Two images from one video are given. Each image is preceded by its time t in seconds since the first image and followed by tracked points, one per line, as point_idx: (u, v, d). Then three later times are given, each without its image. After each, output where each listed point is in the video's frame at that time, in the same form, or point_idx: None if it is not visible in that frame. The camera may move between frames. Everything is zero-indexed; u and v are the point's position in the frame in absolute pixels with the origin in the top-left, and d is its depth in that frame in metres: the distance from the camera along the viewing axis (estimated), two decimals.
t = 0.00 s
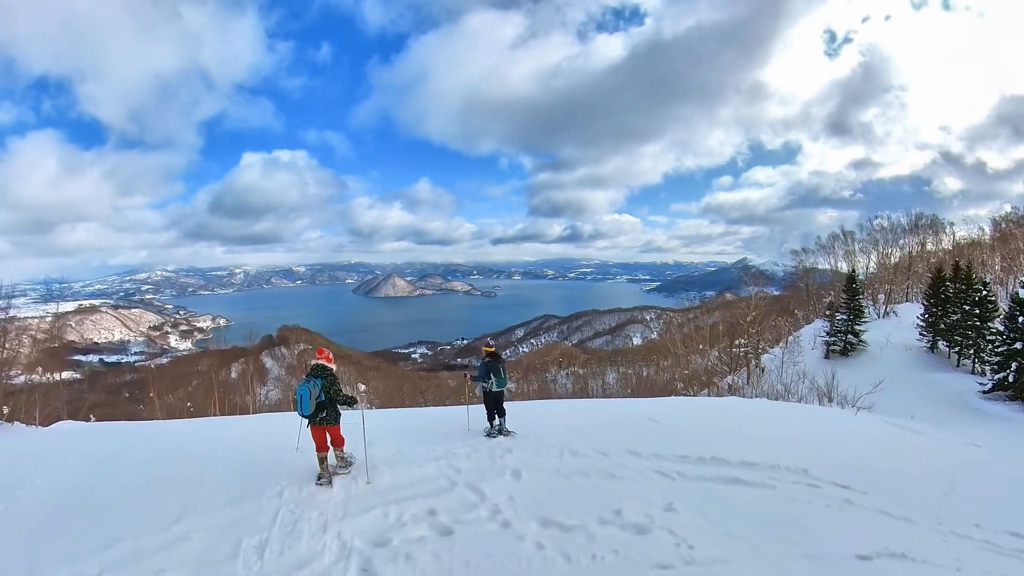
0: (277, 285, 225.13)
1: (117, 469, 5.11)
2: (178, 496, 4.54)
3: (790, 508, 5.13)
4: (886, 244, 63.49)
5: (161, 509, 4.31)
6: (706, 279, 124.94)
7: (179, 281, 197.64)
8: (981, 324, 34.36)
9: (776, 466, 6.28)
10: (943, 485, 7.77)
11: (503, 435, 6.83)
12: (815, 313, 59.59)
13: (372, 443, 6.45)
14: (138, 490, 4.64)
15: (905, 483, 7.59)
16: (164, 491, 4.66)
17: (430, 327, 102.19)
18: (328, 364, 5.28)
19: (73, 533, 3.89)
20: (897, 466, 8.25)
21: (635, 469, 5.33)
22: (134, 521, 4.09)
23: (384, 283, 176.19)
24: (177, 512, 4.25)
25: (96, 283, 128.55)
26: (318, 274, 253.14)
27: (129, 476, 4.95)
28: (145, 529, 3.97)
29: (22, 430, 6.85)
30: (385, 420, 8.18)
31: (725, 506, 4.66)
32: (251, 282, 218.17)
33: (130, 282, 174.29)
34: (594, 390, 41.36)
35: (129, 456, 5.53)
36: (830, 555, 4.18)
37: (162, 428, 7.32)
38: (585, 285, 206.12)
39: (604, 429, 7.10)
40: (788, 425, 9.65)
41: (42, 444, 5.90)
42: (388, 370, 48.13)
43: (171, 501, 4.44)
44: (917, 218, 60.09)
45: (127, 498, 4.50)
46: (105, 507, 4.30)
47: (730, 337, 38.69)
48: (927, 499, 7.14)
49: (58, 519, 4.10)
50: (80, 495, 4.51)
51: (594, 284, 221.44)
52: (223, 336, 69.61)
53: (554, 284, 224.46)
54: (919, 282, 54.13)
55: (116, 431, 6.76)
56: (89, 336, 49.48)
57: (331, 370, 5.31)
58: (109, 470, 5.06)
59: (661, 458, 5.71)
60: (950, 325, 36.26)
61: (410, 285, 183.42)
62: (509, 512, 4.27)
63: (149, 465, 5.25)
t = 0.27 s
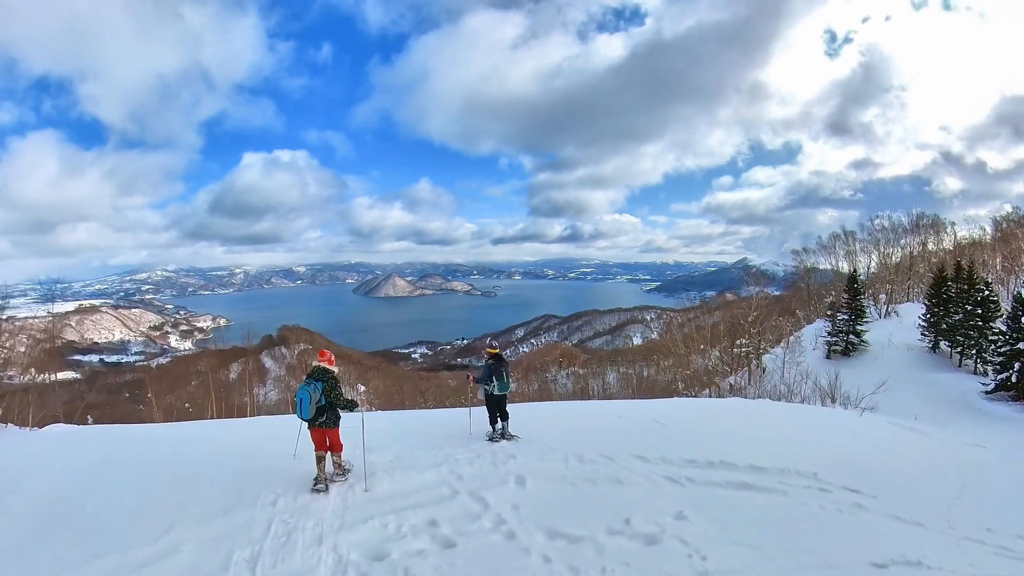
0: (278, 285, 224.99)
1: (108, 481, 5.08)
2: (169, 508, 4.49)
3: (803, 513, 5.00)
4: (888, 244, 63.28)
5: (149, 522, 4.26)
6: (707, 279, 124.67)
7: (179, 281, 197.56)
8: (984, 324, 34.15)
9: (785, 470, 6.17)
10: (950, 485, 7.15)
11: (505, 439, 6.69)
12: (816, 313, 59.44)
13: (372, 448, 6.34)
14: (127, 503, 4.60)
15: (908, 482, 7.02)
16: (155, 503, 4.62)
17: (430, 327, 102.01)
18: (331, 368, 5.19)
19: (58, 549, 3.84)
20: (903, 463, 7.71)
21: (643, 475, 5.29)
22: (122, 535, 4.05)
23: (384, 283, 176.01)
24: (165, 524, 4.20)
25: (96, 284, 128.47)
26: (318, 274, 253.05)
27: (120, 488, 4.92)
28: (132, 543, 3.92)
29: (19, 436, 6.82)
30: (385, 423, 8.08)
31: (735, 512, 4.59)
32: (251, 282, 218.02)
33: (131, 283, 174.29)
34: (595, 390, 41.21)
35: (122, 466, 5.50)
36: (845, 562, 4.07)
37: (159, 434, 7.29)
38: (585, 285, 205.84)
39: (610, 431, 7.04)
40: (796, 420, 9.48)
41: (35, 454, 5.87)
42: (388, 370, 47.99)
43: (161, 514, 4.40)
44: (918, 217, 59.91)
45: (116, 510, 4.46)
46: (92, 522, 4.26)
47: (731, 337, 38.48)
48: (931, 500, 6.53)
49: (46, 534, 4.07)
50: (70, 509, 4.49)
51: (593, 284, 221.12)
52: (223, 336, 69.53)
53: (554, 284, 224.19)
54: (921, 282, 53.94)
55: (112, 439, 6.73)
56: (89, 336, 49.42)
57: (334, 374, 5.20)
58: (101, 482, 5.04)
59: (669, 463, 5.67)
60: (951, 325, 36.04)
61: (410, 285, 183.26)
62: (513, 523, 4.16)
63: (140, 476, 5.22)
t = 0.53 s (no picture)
0: (278, 285, 224.90)
1: (100, 491, 5.10)
2: (162, 520, 4.53)
3: (811, 518, 4.99)
4: (889, 244, 63.12)
5: (141, 535, 4.28)
6: (707, 279, 124.37)
7: (179, 281, 197.53)
8: (986, 324, 34.01)
9: (792, 473, 6.12)
10: (957, 488, 6.70)
11: (509, 444, 6.58)
12: (817, 313, 59.33)
13: (372, 453, 6.31)
14: (120, 514, 4.63)
15: (911, 484, 6.61)
16: (148, 514, 4.66)
17: (430, 327, 101.85)
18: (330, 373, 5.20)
19: (51, 564, 3.87)
20: (908, 464, 7.33)
21: (650, 482, 5.43)
22: (114, 548, 4.08)
23: (385, 283, 175.84)
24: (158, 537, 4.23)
25: (97, 284, 128.46)
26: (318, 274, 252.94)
27: (113, 498, 4.95)
28: (127, 555, 3.96)
29: (15, 440, 6.82)
30: (386, 426, 8.06)
31: (743, 518, 4.69)
32: (251, 283, 217.93)
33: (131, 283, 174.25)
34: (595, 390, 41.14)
35: (115, 475, 5.53)
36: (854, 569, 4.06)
37: (155, 439, 7.31)
38: (585, 284, 205.59)
39: (616, 435, 7.15)
40: (801, 419, 9.46)
41: (29, 459, 5.88)
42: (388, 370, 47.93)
43: (154, 526, 4.42)
44: (919, 217, 59.72)
45: (109, 522, 4.49)
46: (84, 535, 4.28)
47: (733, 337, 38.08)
48: (936, 506, 6.03)
49: (37, 547, 4.09)
50: (62, 521, 4.52)
51: (594, 284, 220.82)
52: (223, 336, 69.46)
53: (554, 284, 223.97)
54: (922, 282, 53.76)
55: (107, 444, 6.75)
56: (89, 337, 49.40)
57: (332, 379, 5.23)
58: (93, 492, 5.07)
59: (674, 469, 5.84)
60: (953, 326, 35.89)
61: (410, 285, 183.06)
62: (518, 534, 4.20)
63: (134, 486, 5.25)
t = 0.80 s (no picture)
0: (278, 285, 224.93)
1: (93, 499, 5.07)
2: (157, 529, 4.50)
3: (819, 524, 4.97)
4: (890, 244, 62.98)
5: (138, 543, 4.29)
6: (707, 279, 124.21)
7: (179, 281, 197.59)
8: (987, 325, 33.90)
9: (798, 478, 6.11)
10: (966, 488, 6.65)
11: (511, 449, 6.54)
12: (818, 313, 59.25)
13: (372, 459, 6.26)
14: (115, 523, 4.61)
15: (913, 486, 6.43)
16: (145, 522, 4.66)
17: (431, 327, 101.81)
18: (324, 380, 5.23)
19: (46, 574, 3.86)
20: (911, 465, 7.18)
21: (656, 488, 5.47)
22: (108, 558, 4.05)
23: (385, 283, 175.75)
24: (155, 546, 4.22)
25: (97, 284, 128.51)
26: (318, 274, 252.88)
27: (109, 507, 4.93)
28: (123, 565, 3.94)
29: (12, 445, 6.78)
30: (386, 430, 8.03)
31: (750, 526, 4.73)
32: (252, 282, 217.98)
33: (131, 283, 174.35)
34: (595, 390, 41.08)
35: (110, 481, 5.51)
36: None
37: (151, 445, 7.28)
38: (585, 284, 205.44)
39: (620, 440, 7.16)
40: (805, 419, 9.41)
41: (23, 465, 5.83)
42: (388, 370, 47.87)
43: (149, 536, 4.40)
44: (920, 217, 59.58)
45: (104, 532, 4.47)
46: (80, 544, 4.27)
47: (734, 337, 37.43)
48: (941, 509, 5.87)
49: (30, 558, 4.07)
50: (54, 530, 4.49)
51: (594, 284, 220.59)
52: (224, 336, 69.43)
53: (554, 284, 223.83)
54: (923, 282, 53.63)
55: (101, 450, 6.71)
56: (89, 337, 49.39)
57: (325, 386, 5.25)
58: (87, 500, 5.04)
59: (679, 475, 5.86)
60: (955, 326, 35.79)
61: (410, 284, 182.92)
62: (522, 544, 4.18)
63: (129, 493, 5.23)
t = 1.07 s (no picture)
0: (278, 284, 224.90)
1: (87, 503, 5.04)
2: (150, 536, 4.48)
3: (825, 529, 4.88)
4: (890, 244, 62.86)
5: (130, 552, 4.26)
6: (708, 279, 124.08)
7: (180, 281, 197.69)
8: (988, 325, 33.78)
9: (802, 481, 6.05)
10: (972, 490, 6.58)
11: (511, 453, 6.47)
12: (818, 313, 59.16)
13: (370, 464, 6.20)
14: (109, 529, 4.60)
15: (917, 488, 6.28)
16: (138, 528, 4.63)
17: (431, 327, 101.70)
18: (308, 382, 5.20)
19: None
20: (915, 467, 7.02)
21: (660, 493, 5.41)
22: (98, 568, 4.02)
23: (385, 283, 175.67)
24: (146, 555, 4.19)
25: (98, 284, 128.54)
26: (318, 274, 252.81)
27: (102, 512, 4.90)
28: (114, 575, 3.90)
29: (6, 447, 6.74)
30: (385, 433, 7.97)
31: (756, 531, 4.68)
32: (252, 282, 217.96)
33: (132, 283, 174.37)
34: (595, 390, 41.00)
35: (104, 485, 5.47)
36: None
37: (147, 446, 7.23)
38: (586, 284, 205.32)
39: (622, 442, 7.11)
40: (810, 421, 9.29)
41: (17, 467, 5.80)
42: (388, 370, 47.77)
43: (141, 544, 4.37)
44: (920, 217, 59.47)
45: (97, 538, 4.44)
46: (72, 552, 4.24)
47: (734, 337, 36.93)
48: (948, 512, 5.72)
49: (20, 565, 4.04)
50: (46, 535, 4.47)
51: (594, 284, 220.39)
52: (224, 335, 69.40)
53: (554, 284, 223.70)
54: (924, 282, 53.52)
55: (96, 452, 6.68)
56: (89, 337, 49.37)
57: (310, 388, 5.22)
58: (80, 504, 5.01)
59: (682, 479, 5.80)
60: (956, 326, 35.67)
61: (410, 284, 182.86)
62: (524, 551, 4.11)
63: (125, 497, 5.22)
